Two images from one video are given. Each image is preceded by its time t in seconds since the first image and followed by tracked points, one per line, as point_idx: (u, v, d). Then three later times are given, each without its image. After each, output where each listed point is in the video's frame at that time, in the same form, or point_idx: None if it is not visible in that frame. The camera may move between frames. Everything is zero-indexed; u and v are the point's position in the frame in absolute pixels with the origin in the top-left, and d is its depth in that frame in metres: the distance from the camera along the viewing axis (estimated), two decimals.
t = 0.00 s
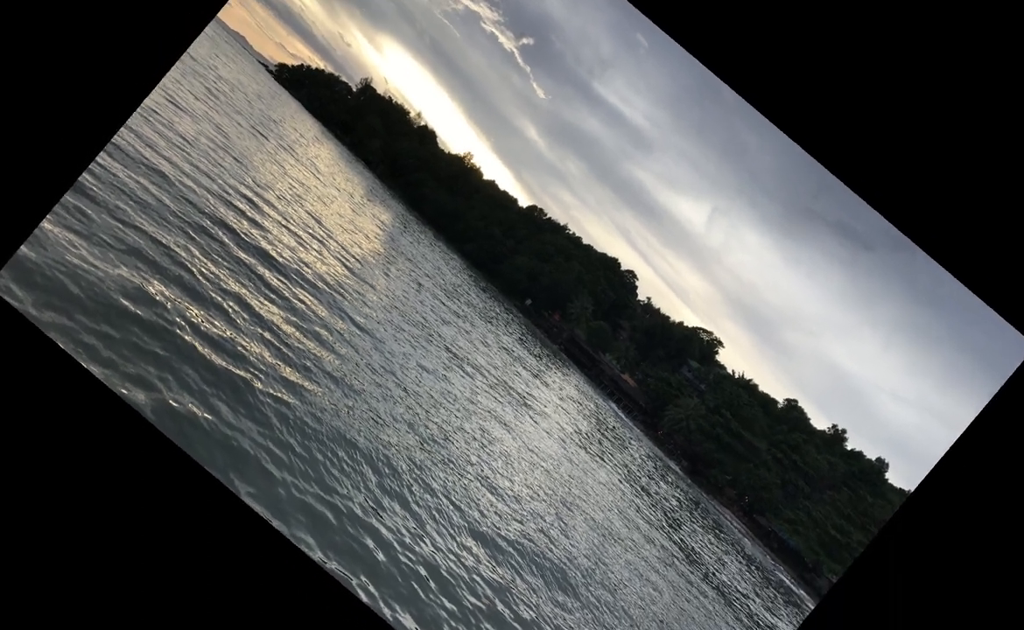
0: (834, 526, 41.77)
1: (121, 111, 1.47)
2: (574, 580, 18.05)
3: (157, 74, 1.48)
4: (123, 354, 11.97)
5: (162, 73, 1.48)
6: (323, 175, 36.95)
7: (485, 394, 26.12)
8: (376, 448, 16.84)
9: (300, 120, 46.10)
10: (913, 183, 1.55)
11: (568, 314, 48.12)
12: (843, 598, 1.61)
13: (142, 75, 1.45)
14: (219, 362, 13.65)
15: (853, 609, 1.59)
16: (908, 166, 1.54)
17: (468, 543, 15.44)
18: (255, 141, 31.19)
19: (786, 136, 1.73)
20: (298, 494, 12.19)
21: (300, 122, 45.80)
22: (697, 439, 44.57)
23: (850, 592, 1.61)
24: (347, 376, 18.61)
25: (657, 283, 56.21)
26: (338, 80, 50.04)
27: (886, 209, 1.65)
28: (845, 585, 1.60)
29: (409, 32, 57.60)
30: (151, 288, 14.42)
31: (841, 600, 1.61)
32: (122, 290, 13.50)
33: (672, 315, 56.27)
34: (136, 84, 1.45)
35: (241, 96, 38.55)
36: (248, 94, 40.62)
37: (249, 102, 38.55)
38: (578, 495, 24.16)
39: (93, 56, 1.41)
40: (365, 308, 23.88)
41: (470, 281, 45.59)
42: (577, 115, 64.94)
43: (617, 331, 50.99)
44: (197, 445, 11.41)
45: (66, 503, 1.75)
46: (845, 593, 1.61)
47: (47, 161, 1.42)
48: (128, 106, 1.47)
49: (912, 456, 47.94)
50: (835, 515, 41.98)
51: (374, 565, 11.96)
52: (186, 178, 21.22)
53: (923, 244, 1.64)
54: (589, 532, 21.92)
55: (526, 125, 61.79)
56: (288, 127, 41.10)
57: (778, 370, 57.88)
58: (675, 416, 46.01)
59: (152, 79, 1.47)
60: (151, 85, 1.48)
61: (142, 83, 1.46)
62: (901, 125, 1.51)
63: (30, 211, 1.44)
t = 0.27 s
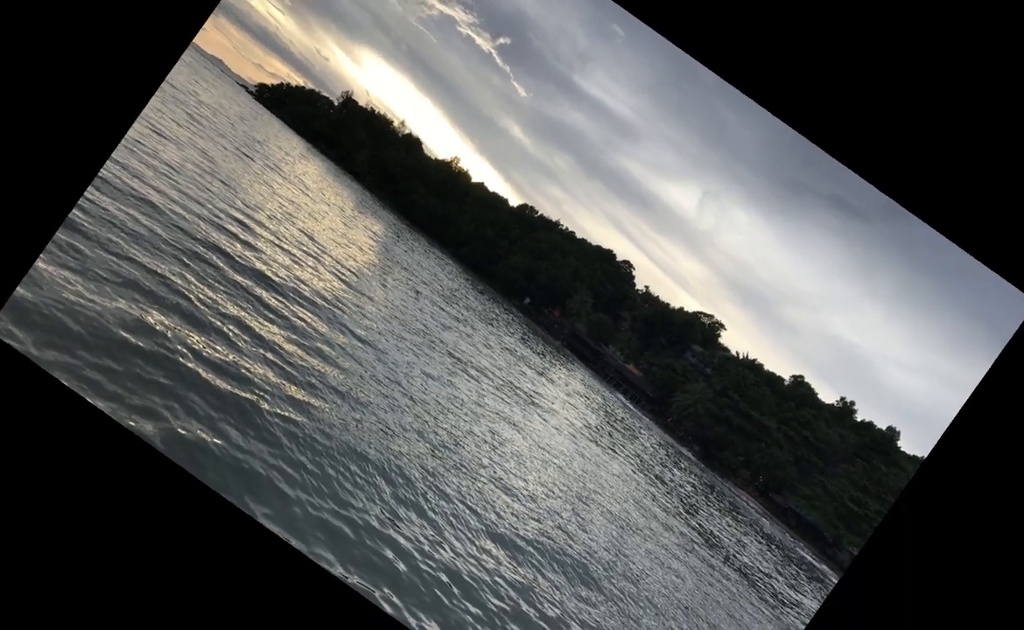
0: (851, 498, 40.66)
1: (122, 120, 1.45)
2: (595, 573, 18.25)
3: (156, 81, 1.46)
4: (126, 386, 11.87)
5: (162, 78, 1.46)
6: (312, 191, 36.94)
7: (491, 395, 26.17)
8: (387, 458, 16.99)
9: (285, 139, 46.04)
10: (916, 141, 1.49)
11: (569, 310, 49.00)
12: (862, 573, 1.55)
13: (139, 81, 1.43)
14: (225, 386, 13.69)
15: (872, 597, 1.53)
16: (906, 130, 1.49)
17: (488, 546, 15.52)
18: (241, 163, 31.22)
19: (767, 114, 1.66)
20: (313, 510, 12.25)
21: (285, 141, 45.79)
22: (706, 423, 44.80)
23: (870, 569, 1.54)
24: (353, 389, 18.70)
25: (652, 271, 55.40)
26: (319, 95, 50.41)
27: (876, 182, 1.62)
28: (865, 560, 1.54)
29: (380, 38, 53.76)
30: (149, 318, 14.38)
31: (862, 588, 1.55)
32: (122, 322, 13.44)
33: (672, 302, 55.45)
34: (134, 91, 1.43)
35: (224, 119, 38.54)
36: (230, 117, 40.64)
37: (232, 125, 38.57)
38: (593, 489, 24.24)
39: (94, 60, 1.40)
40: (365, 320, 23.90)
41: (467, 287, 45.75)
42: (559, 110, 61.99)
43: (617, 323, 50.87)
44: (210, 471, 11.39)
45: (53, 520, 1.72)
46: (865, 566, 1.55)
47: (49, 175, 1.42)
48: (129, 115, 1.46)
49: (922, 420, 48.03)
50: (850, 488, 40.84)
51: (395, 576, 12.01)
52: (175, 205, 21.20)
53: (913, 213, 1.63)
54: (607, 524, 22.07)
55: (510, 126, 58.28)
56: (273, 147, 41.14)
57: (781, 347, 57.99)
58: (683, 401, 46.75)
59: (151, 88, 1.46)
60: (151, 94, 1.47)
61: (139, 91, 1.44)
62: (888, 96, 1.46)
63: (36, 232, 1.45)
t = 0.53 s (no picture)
0: (866, 469, 39.27)
1: (127, 118, 1.51)
2: (616, 566, 18.33)
3: (155, 83, 1.52)
4: (133, 417, 11.84)
5: (161, 80, 1.52)
6: (302, 208, 36.90)
7: (498, 396, 26.22)
8: (399, 468, 17.08)
9: (271, 160, 46.12)
10: (902, 111, 1.58)
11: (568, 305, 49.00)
12: (882, 543, 1.59)
13: (138, 82, 1.48)
14: (231, 410, 13.73)
15: (890, 566, 1.58)
16: (896, 103, 1.56)
17: (507, 547, 15.55)
18: (229, 187, 31.26)
19: (750, 93, 1.76)
20: (329, 527, 12.25)
21: (272, 161, 45.86)
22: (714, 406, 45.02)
23: (887, 540, 1.59)
24: (358, 402, 18.77)
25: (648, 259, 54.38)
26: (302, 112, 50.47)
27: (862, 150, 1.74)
28: (883, 531, 1.59)
29: (356, 48, 51.77)
30: (152, 348, 14.41)
31: (879, 568, 1.60)
32: (124, 354, 13.47)
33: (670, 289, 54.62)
34: (137, 93, 1.49)
35: (209, 144, 38.57)
36: (215, 142, 40.73)
37: (218, 149, 38.58)
38: (607, 481, 24.26)
39: (93, 64, 1.46)
40: (366, 332, 23.89)
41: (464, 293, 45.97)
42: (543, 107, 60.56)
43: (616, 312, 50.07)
44: (224, 495, 11.34)
45: (78, 581, 1.60)
46: (883, 536, 1.61)
47: (51, 187, 1.46)
48: (132, 118, 1.51)
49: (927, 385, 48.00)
50: (864, 459, 39.55)
51: (417, 585, 11.98)
52: (167, 234, 21.20)
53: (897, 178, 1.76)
54: (624, 516, 22.16)
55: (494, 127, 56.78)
56: (261, 168, 41.23)
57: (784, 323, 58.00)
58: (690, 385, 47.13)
59: (151, 90, 1.51)
60: (151, 97, 1.52)
61: (140, 93, 1.50)
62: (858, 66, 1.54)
63: (42, 250, 1.50)
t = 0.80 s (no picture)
0: (877, 439, 39.26)
1: (128, 116, 1.55)
2: (637, 556, 18.43)
3: (153, 78, 1.57)
4: (142, 448, 11.80)
5: (159, 75, 1.57)
6: (294, 226, 36.92)
7: (505, 396, 26.27)
8: (411, 477, 17.14)
9: (260, 181, 46.14)
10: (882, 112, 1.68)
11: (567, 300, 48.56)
12: (897, 514, 1.75)
13: (138, 80, 1.54)
14: (240, 434, 13.78)
15: (902, 540, 1.72)
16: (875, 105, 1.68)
17: (527, 546, 15.60)
18: (220, 211, 31.24)
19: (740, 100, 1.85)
20: (349, 540, 12.39)
21: (260, 183, 45.88)
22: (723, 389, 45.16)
23: (901, 511, 1.73)
24: (366, 414, 18.79)
25: (643, 247, 52.81)
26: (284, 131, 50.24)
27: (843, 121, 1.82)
28: (898, 502, 1.73)
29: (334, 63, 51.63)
30: (156, 378, 14.43)
31: (895, 541, 1.73)
32: (129, 386, 13.46)
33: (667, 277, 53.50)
34: (136, 93, 1.54)
35: (195, 170, 38.57)
36: (202, 167, 40.70)
37: (205, 175, 38.59)
38: (621, 471, 24.34)
39: (87, 65, 1.50)
40: (368, 345, 23.91)
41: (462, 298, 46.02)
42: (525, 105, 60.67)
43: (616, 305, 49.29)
44: (240, 516, 11.33)
45: (106, 595, 1.62)
46: (898, 507, 1.75)
47: (55, 202, 1.50)
48: (132, 115, 1.56)
49: (928, 350, 48.22)
50: (875, 429, 39.50)
51: (440, 592, 11.98)
52: (162, 263, 21.22)
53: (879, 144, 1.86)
54: (640, 506, 22.26)
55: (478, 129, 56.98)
56: (250, 190, 41.28)
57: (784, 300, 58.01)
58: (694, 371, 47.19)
59: (150, 84, 1.56)
60: (150, 93, 1.57)
61: (139, 90, 1.55)
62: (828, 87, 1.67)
63: (70, 229, 1.52)
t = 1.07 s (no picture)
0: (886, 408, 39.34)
1: (123, 122, 2.08)
2: (656, 545, 18.55)
3: (140, 96, 2.10)
4: (153, 478, 11.81)
5: (144, 93, 2.10)
6: (287, 244, 36.91)
7: (511, 396, 26.25)
8: (425, 485, 17.17)
9: (250, 204, 46.23)
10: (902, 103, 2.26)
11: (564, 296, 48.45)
12: (909, 489, 2.49)
13: (124, 98, 2.06)
14: (251, 456, 13.83)
15: (914, 509, 2.46)
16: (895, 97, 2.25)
17: (546, 544, 15.68)
18: (211, 235, 31.16)
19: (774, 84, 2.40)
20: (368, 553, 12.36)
21: (250, 205, 45.95)
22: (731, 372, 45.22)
23: (914, 486, 2.48)
24: (374, 427, 18.81)
25: (637, 237, 53.70)
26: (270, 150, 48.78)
27: (846, 101, 2.37)
28: (910, 478, 2.49)
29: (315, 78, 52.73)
30: (163, 408, 14.44)
31: (906, 508, 2.49)
32: (137, 418, 13.47)
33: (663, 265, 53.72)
34: (124, 107, 2.06)
35: (184, 197, 38.57)
36: (190, 194, 40.67)
37: (194, 201, 38.60)
38: (634, 462, 24.38)
39: (81, 81, 2.01)
40: (371, 357, 23.91)
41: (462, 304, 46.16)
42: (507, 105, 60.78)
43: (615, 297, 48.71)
44: (259, 538, 11.32)
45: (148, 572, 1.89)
46: (910, 481, 2.50)
47: (70, 173, 2.02)
48: (125, 122, 2.08)
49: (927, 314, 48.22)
50: (884, 398, 39.60)
51: (464, 596, 12.00)
52: (159, 292, 21.21)
53: (869, 116, 2.40)
54: (656, 494, 22.33)
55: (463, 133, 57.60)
56: (241, 213, 41.35)
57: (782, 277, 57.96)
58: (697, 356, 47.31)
59: (138, 102, 2.09)
60: (139, 110, 2.10)
61: (128, 108, 2.07)
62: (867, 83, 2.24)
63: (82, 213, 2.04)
